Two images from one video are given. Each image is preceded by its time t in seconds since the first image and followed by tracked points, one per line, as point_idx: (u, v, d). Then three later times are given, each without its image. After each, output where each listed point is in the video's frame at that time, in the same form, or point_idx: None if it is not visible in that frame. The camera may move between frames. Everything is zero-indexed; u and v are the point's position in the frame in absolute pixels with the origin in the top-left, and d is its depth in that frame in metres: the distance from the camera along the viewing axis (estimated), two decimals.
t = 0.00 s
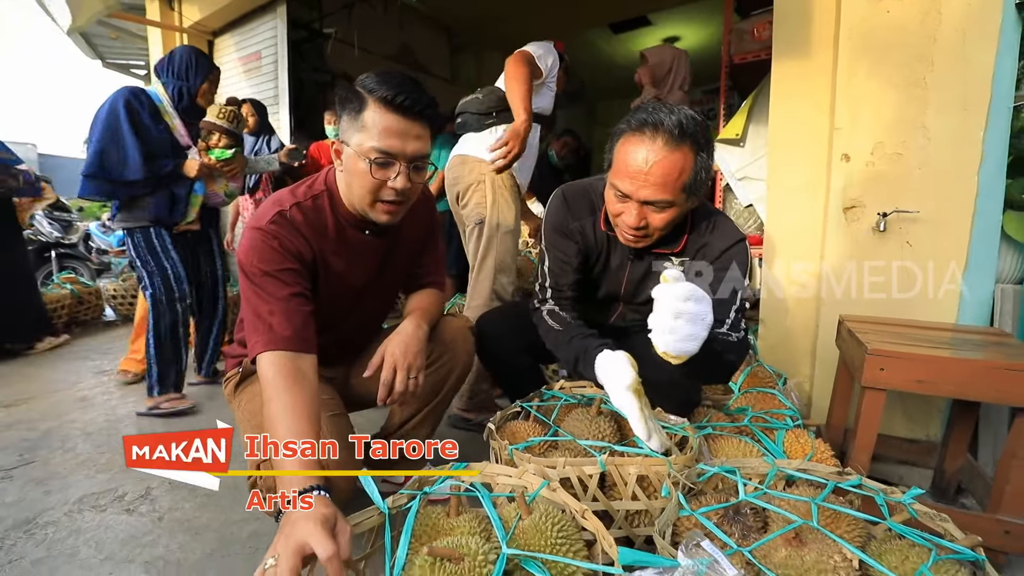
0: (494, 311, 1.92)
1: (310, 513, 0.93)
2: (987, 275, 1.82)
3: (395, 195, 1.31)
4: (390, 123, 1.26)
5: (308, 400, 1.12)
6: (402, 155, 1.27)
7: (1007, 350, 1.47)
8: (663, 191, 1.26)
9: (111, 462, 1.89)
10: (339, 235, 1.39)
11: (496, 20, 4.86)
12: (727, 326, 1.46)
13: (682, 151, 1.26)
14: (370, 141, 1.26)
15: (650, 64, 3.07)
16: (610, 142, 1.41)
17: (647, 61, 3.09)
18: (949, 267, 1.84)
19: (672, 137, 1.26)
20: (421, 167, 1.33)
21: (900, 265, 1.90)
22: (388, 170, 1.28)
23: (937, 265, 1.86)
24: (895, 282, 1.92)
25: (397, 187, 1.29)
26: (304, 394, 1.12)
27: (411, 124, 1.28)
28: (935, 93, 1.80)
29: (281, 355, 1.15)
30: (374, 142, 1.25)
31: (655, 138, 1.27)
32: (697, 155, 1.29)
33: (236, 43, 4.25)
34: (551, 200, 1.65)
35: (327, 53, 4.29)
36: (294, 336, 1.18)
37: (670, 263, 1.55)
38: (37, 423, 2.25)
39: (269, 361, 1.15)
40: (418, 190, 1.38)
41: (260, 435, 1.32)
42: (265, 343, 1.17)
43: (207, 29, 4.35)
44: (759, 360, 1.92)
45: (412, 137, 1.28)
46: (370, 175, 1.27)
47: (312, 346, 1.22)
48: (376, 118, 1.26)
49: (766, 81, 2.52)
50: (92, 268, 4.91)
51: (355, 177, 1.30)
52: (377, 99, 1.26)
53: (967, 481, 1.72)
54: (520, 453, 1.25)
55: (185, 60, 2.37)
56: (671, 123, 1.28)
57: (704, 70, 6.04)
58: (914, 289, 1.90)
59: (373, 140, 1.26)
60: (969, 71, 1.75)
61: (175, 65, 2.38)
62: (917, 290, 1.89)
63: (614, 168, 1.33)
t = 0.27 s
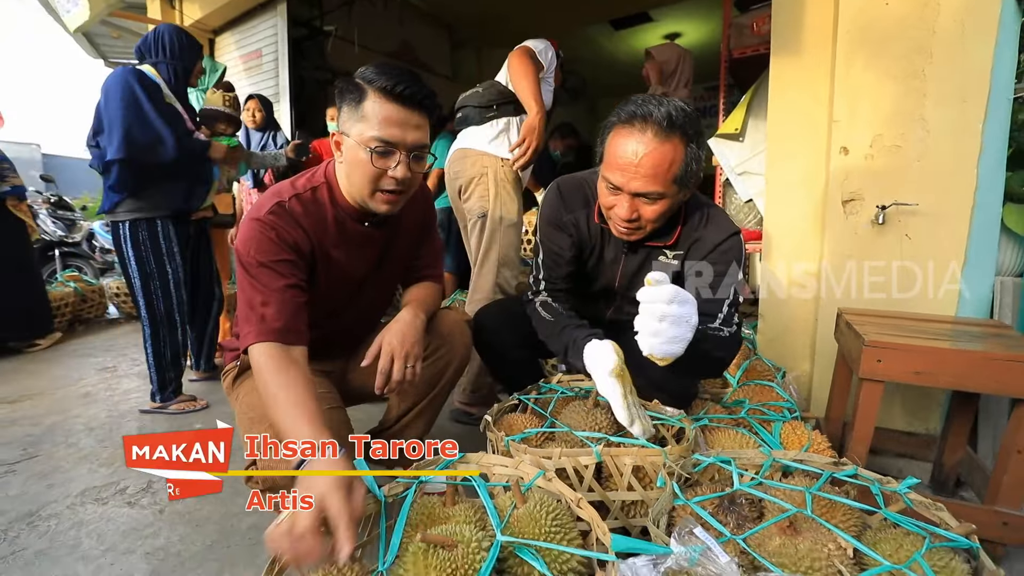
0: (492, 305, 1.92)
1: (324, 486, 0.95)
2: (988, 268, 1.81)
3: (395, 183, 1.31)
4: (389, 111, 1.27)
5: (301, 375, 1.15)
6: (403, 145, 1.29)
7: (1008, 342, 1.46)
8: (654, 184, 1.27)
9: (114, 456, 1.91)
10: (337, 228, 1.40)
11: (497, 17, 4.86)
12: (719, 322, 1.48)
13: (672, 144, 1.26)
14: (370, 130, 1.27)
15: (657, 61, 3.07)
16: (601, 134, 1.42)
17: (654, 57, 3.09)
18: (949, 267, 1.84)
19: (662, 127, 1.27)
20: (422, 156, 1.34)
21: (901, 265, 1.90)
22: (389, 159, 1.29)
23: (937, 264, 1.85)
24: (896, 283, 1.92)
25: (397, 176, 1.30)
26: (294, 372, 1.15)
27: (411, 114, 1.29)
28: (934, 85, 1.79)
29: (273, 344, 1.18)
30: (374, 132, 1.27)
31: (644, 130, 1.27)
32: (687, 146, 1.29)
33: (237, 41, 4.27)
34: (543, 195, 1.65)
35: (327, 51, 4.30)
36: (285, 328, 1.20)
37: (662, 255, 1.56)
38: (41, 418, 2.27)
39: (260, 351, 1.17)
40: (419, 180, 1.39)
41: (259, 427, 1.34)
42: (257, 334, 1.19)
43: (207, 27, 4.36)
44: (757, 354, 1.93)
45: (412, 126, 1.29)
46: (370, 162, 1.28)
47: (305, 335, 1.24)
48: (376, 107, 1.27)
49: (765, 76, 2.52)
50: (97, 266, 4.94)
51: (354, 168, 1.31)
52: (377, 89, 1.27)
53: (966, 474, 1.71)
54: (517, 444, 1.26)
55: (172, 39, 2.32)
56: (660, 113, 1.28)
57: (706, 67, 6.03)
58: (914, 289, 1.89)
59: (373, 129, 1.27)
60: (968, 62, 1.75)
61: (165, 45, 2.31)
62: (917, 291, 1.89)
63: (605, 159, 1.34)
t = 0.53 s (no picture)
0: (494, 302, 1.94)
1: (439, 411, 1.11)
2: (993, 259, 1.79)
3: (396, 181, 1.31)
4: (393, 110, 1.27)
5: (337, 357, 1.22)
6: (404, 143, 1.29)
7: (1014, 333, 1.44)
8: (647, 172, 1.27)
9: (120, 455, 1.93)
10: (343, 228, 1.41)
11: (499, 18, 4.88)
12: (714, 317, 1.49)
13: (665, 132, 1.27)
14: (373, 130, 1.27)
15: (660, 59, 3.05)
16: (594, 125, 1.42)
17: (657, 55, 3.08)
18: (949, 267, 1.83)
19: (651, 118, 1.27)
20: (424, 155, 1.34)
21: (900, 264, 1.89)
22: (391, 157, 1.29)
23: (937, 265, 1.84)
24: (895, 283, 1.91)
25: (399, 174, 1.30)
26: (332, 358, 1.21)
27: (413, 111, 1.29)
28: (935, 75, 1.78)
29: (311, 342, 1.25)
30: (377, 130, 1.27)
31: (636, 121, 1.28)
32: (679, 135, 1.29)
33: (241, 46, 4.30)
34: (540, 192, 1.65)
35: (330, 54, 4.33)
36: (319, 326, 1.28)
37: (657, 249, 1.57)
38: (50, 419, 2.29)
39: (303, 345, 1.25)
40: (421, 177, 1.39)
41: (260, 421, 1.35)
42: (289, 335, 1.25)
43: (211, 32, 4.40)
44: (760, 349, 1.92)
45: (414, 124, 1.29)
46: (373, 161, 1.29)
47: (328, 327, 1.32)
48: (381, 105, 1.27)
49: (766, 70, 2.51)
50: (105, 271, 4.99)
51: (357, 167, 1.32)
52: (381, 88, 1.26)
53: (974, 467, 1.69)
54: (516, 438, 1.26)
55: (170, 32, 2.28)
56: (650, 104, 1.28)
57: (708, 65, 6.03)
58: (913, 289, 1.88)
59: (376, 127, 1.27)
60: (970, 52, 1.73)
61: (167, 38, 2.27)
62: (917, 291, 1.88)
63: (598, 152, 1.34)
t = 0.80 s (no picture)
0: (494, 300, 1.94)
1: (450, 419, 1.09)
2: (997, 255, 1.77)
3: (401, 189, 1.32)
4: (402, 118, 1.26)
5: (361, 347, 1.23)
6: (412, 152, 1.28)
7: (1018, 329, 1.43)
8: (645, 164, 1.26)
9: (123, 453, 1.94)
10: (351, 225, 1.40)
11: (501, 16, 4.88)
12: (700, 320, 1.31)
13: (661, 123, 1.26)
14: (381, 133, 1.27)
15: (656, 55, 3.05)
16: (592, 116, 1.41)
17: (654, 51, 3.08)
18: (949, 267, 1.82)
19: (648, 108, 1.26)
20: (431, 164, 1.33)
21: (899, 265, 1.88)
22: (399, 164, 1.29)
23: (937, 265, 1.83)
24: (895, 283, 1.90)
25: (406, 183, 1.31)
26: (353, 351, 1.22)
27: (423, 121, 1.28)
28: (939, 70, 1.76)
29: (331, 335, 1.25)
30: (386, 137, 1.26)
31: (633, 111, 1.27)
32: (676, 125, 1.28)
33: (243, 45, 4.31)
34: (536, 185, 1.69)
35: (332, 54, 4.34)
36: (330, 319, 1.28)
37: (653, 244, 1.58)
38: (54, 416, 2.30)
39: (321, 340, 1.25)
40: (427, 186, 1.39)
41: (262, 417, 1.35)
42: (304, 329, 1.25)
43: (214, 32, 4.42)
44: (762, 346, 1.90)
45: (423, 133, 1.29)
46: (379, 166, 1.29)
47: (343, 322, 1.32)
48: (390, 112, 1.26)
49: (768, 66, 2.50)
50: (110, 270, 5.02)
51: (364, 171, 1.32)
52: (392, 96, 1.26)
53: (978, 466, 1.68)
54: (514, 434, 1.25)
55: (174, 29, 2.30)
56: (647, 94, 1.27)
57: (711, 63, 6.02)
58: (914, 289, 1.88)
59: (385, 134, 1.26)
60: (973, 45, 1.72)
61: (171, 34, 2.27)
62: (916, 291, 1.87)
63: (595, 145, 1.34)
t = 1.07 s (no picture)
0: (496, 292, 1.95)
1: (451, 416, 1.09)
2: (1008, 256, 1.74)
3: (416, 181, 1.31)
4: (415, 110, 1.26)
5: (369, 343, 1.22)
6: (424, 144, 1.28)
7: None
8: (655, 155, 1.26)
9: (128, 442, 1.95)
10: (359, 220, 1.40)
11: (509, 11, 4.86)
12: (675, 327, 1.32)
13: (666, 115, 1.25)
14: (393, 125, 1.27)
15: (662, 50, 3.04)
16: (593, 114, 1.40)
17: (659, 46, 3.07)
18: (948, 266, 1.81)
19: (655, 101, 1.26)
20: (442, 157, 1.33)
21: (899, 265, 1.87)
22: (411, 156, 1.28)
23: (936, 266, 1.82)
24: (896, 283, 1.89)
25: (418, 175, 1.30)
26: (358, 347, 1.21)
27: (435, 114, 1.28)
28: (952, 66, 1.73)
29: (337, 329, 1.25)
30: (398, 129, 1.26)
31: (638, 104, 1.26)
32: (681, 117, 1.28)
33: (252, 39, 4.32)
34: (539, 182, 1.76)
35: (341, 48, 4.34)
36: (337, 313, 1.28)
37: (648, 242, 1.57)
38: (62, 405, 2.33)
39: (328, 334, 1.25)
40: (437, 178, 1.39)
41: (267, 409, 1.35)
42: (311, 322, 1.26)
43: (223, 26, 4.43)
44: (767, 345, 1.89)
45: (436, 125, 1.29)
46: (391, 158, 1.28)
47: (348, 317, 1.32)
48: (405, 105, 1.26)
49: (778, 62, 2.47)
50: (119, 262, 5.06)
51: (377, 164, 1.31)
52: (405, 88, 1.26)
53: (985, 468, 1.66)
54: (515, 429, 1.25)
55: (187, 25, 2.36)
56: (652, 86, 1.27)
57: (721, 61, 5.97)
58: (913, 288, 1.87)
59: (397, 125, 1.26)
60: (987, 41, 1.69)
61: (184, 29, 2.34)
62: (916, 291, 1.87)
63: (599, 141, 1.33)
